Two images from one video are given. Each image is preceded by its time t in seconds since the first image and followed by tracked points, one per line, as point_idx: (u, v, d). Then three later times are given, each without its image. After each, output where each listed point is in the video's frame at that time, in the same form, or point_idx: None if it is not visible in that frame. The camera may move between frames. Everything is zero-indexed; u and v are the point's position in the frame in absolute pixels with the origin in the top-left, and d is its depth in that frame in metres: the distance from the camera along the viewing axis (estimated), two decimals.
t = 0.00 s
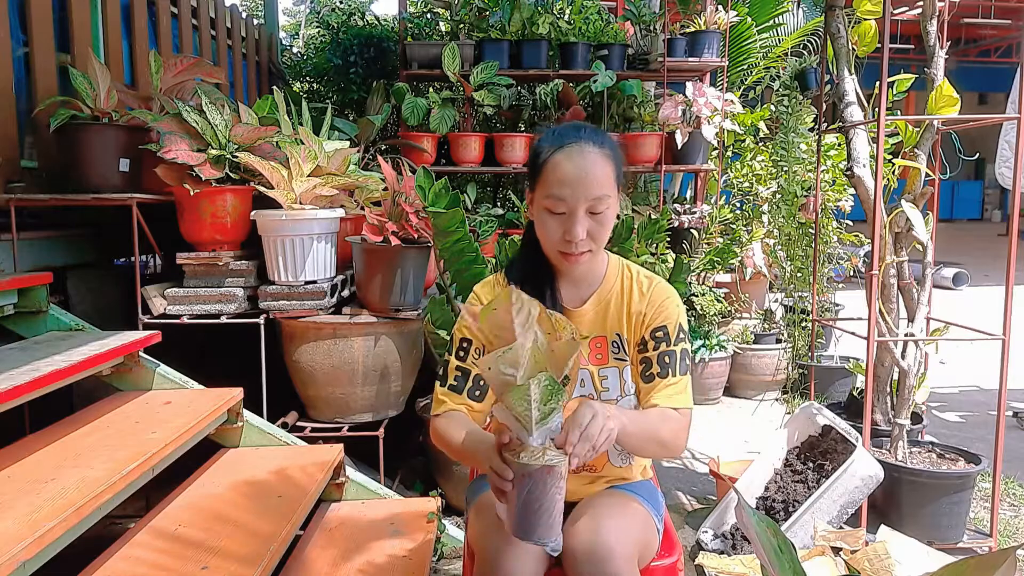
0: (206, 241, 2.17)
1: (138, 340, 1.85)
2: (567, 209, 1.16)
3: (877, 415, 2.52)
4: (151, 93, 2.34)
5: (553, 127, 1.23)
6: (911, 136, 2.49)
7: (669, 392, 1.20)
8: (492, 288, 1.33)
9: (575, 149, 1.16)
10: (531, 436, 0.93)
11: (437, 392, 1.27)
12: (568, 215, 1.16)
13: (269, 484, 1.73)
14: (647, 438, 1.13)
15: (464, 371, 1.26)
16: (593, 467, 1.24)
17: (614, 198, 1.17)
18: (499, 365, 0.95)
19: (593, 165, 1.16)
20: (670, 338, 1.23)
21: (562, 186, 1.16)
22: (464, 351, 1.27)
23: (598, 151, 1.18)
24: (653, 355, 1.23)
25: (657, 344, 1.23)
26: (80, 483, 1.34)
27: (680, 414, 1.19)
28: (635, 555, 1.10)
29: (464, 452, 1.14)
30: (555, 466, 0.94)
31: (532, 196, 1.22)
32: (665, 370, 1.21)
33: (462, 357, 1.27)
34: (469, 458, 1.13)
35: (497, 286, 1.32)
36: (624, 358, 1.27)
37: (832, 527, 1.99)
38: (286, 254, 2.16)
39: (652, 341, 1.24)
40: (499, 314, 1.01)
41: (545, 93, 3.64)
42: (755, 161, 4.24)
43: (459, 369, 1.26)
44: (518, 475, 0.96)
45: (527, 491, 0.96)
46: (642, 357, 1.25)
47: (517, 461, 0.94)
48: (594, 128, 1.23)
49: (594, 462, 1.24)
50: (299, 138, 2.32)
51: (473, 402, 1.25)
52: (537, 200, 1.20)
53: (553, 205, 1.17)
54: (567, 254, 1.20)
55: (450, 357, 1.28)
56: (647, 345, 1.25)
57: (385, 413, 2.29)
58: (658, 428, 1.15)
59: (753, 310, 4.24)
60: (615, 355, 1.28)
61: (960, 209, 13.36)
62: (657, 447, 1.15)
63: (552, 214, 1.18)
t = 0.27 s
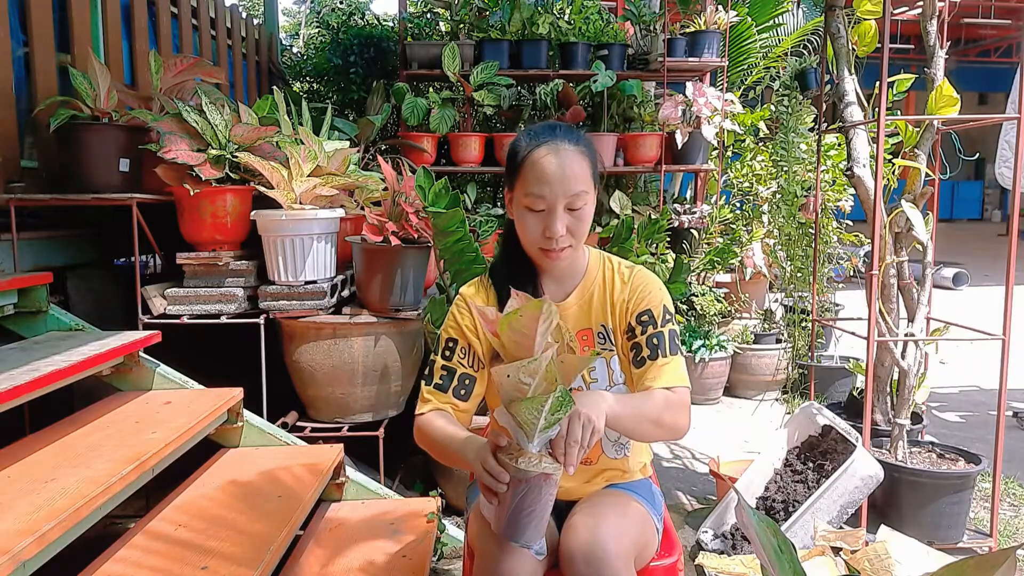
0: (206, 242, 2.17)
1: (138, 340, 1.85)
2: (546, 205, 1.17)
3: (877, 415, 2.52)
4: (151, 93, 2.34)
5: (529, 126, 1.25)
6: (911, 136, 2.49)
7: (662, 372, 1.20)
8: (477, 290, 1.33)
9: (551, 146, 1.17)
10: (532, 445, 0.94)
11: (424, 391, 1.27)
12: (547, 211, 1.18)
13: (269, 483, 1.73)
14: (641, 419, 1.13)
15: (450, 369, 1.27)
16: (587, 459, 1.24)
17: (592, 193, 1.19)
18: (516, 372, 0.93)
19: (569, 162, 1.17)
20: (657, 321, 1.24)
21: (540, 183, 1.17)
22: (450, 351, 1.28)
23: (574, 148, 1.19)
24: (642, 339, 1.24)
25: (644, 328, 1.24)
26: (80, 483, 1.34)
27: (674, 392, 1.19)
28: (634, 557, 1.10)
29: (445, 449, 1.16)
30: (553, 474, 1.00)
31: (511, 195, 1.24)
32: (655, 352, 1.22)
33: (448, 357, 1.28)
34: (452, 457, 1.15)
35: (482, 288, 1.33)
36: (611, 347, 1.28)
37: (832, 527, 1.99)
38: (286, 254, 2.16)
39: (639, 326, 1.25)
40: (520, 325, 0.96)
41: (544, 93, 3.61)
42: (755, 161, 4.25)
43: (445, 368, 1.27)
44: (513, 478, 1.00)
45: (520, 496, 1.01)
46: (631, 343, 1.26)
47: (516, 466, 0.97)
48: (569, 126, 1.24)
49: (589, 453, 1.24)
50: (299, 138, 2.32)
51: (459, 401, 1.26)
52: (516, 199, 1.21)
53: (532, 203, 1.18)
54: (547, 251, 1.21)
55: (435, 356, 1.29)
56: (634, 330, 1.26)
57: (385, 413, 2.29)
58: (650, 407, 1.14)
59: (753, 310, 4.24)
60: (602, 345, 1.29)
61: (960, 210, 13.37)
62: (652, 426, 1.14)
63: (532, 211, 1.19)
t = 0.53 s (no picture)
0: (206, 241, 2.17)
1: (138, 340, 1.85)
2: (530, 203, 1.18)
3: (877, 415, 2.52)
4: (150, 93, 2.34)
5: (511, 129, 1.27)
6: (911, 136, 2.49)
7: (656, 371, 1.20)
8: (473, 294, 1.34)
9: (532, 145, 1.19)
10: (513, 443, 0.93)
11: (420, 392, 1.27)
12: (532, 209, 1.18)
13: (268, 484, 1.73)
14: (633, 424, 1.13)
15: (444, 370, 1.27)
16: (581, 456, 1.24)
17: (576, 190, 1.19)
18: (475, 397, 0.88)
19: (551, 160, 1.18)
20: (649, 318, 1.24)
21: (524, 182, 1.18)
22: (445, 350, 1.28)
23: (556, 147, 1.20)
24: (634, 337, 1.24)
25: (636, 326, 1.24)
26: (80, 483, 1.34)
27: (667, 395, 1.19)
28: (632, 556, 1.10)
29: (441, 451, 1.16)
30: (540, 464, 0.99)
31: (497, 197, 1.25)
32: (648, 350, 1.22)
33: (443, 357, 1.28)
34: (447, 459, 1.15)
35: (476, 292, 1.34)
36: (603, 344, 1.28)
37: (832, 527, 1.99)
38: (286, 254, 2.16)
39: (631, 323, 1.25)
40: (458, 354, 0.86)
41: (544, 93, 3.61)
42: (754, 161, 4.25)
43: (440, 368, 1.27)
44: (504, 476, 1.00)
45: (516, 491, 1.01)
46: (624, 341, 1.26)
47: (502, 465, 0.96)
48: (551, 127, 1.26)
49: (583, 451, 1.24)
50: (299, 138, 2.32)
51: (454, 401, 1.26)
52: (501, 199, 1.22)
53: (517, 201, 1.19)
54: (535, 249, 1.21)
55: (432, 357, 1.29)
56: (627, 328, 1.25)
57: (385, 413, 2.29)
58: (642, 412, 1.15)
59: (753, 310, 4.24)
60: (594, 343, 1.29)
61: (960, 210, 13.37)
62: (645, 431, 1.15)
63: (517, 210, 1.20)
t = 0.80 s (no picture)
0: (206, 242, 2.17)
1: (138, 340, 1.85)
2: (529, 201, 1.18)
3: (877, 415, 2.51)
4: (150, 93, 2.34)
5: (508, 129, 1.27)
6: (911, 136, 2.49)
7: (654, 375, 1.21)
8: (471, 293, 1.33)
9: (530, 143, 1.20)
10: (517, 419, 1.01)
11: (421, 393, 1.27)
12: (531, 207, 1.18)
13: (268, 484, 1.73)
14: (627, 429, 1.15)
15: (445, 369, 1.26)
16: (581, 456, 1.24)
17: (574, 187, 1.20)
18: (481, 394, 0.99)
19: (549, 158, 1.19)
20: (646, 321, 1.24)
21: (522, 180, 1.19)
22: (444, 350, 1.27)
23: (553, 145, 1.21)
24: (631, 340, 1.24)
25: (634, 328, 1.24)
26: (80, 483, 1.34)
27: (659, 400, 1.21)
28: (632, 556, 1.10)
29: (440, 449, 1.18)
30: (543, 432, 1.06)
31: (494, 197, 1.25)
32: (646, 354, 1.22)
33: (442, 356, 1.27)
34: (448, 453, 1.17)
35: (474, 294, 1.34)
36: (602, 343, 1.28)
37: (832, 527, 1.99)
38: (286, 254, 2.16)
39: (629, 325, 1.25)
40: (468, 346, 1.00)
41: (545, 93, 3.60)
42: (754, 161, 4.25)
43: (440, 369, 1.27)
44: (513, 451, 1.05)
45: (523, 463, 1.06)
46: (621, 343, 1.26)
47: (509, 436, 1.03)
48: (548, 126, 1.26)
49: (583, 451, 1.24)
50: (299, 138, 2.32)
51: (455, 401, 1.26)
52: (499, 198, 1.22)
53: (516, 200, 1.19)
54: (533, 247, 1.21)
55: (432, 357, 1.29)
56: (625, 330, 1.26)
57: (385, 413, 2.30)
58: (635, 418, 1.16)
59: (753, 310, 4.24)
60: (593, 343, 1.29)
61: (960, 210, 13.37)
62: (637, 436, 1.16)
63: (516, 209, 1.20)
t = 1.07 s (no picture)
0: (205, 242, 2.17)
1: (138, 340, 1.85)
2: (541, 198, 1.18)
3: (877, 415, 2.51)
4: (150, 93, 2.34)
5: (519, 126, 1.28)
6: (911, 136, 2.49)
7: (650, 379, 1.21)
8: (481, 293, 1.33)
9: (543, 141, 1.20)
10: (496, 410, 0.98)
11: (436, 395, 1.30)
12: (542, 205, 1.19)
13: (268, 484, 1.73)
14: (619, 432, 1.15)
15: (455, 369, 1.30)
16: (583, 458, 1.24)
17: (585, 186, 1.20)
18: (431, 363, 1.01)
19: (562, 156, 1.19)
20: (647, 324, 1.24)
21: (534, 178, 1.19)
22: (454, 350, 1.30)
23: (566, 143, 1.22)
24: (630, 342, 1.24)
25: (634, 331, 1.24)
26: (80, 483, 1.34)
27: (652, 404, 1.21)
28: (632, 558, 1.10)
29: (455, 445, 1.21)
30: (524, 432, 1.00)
31: (505, 194, 1.26)
32: (643, 358, 1.22)
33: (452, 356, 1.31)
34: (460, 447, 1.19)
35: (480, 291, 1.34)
36: (605, 344, 1.28)
37: (831, 527, 1.99)
38: (286, 254, 2.16)
39: (630, 327, 1.25)
40: (420, 310, 1.08)
41: (545, 93, 3.60)
42: (755, 161, 4.25)
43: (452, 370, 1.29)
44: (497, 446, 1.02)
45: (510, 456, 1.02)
46: (620, 343, 1.26)
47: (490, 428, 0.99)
48: (559, 125, 1.27)
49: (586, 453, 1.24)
50: (299, 138, 2.32)
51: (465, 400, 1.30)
52: (510, 195, 1.22)
53: (528, 197, 1.19)
54: (545, 245, 1.21)
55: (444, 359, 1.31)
56: (625, 331, 1.26)
57: (385, 413, 2.30)
58: (628, 422, 1.16)
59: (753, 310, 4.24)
60: (597, 343, 1.28)
61: (960, 210, 13.37)
62: (625, 439, 1.16)
63: (527, 206, 1.20)
